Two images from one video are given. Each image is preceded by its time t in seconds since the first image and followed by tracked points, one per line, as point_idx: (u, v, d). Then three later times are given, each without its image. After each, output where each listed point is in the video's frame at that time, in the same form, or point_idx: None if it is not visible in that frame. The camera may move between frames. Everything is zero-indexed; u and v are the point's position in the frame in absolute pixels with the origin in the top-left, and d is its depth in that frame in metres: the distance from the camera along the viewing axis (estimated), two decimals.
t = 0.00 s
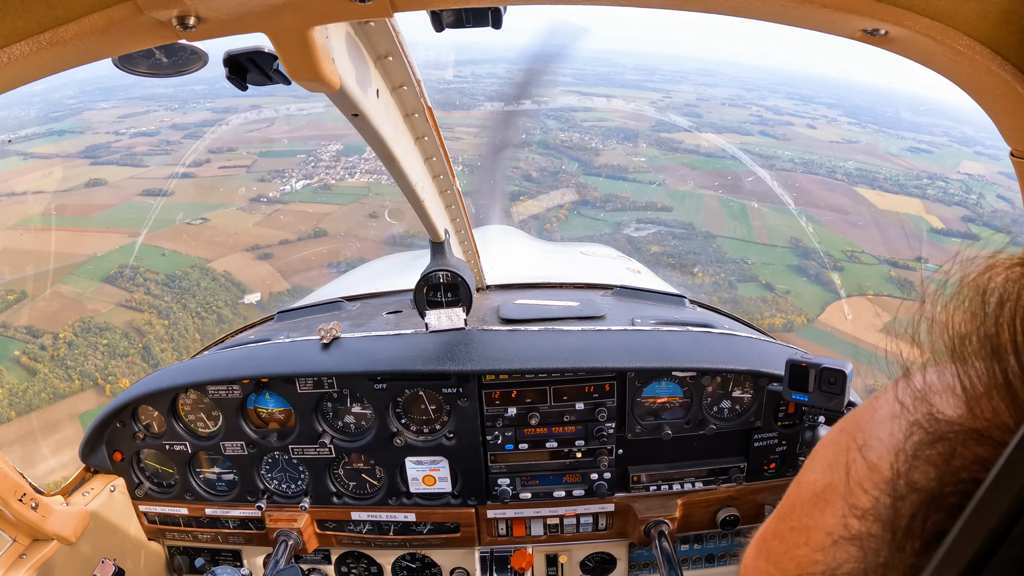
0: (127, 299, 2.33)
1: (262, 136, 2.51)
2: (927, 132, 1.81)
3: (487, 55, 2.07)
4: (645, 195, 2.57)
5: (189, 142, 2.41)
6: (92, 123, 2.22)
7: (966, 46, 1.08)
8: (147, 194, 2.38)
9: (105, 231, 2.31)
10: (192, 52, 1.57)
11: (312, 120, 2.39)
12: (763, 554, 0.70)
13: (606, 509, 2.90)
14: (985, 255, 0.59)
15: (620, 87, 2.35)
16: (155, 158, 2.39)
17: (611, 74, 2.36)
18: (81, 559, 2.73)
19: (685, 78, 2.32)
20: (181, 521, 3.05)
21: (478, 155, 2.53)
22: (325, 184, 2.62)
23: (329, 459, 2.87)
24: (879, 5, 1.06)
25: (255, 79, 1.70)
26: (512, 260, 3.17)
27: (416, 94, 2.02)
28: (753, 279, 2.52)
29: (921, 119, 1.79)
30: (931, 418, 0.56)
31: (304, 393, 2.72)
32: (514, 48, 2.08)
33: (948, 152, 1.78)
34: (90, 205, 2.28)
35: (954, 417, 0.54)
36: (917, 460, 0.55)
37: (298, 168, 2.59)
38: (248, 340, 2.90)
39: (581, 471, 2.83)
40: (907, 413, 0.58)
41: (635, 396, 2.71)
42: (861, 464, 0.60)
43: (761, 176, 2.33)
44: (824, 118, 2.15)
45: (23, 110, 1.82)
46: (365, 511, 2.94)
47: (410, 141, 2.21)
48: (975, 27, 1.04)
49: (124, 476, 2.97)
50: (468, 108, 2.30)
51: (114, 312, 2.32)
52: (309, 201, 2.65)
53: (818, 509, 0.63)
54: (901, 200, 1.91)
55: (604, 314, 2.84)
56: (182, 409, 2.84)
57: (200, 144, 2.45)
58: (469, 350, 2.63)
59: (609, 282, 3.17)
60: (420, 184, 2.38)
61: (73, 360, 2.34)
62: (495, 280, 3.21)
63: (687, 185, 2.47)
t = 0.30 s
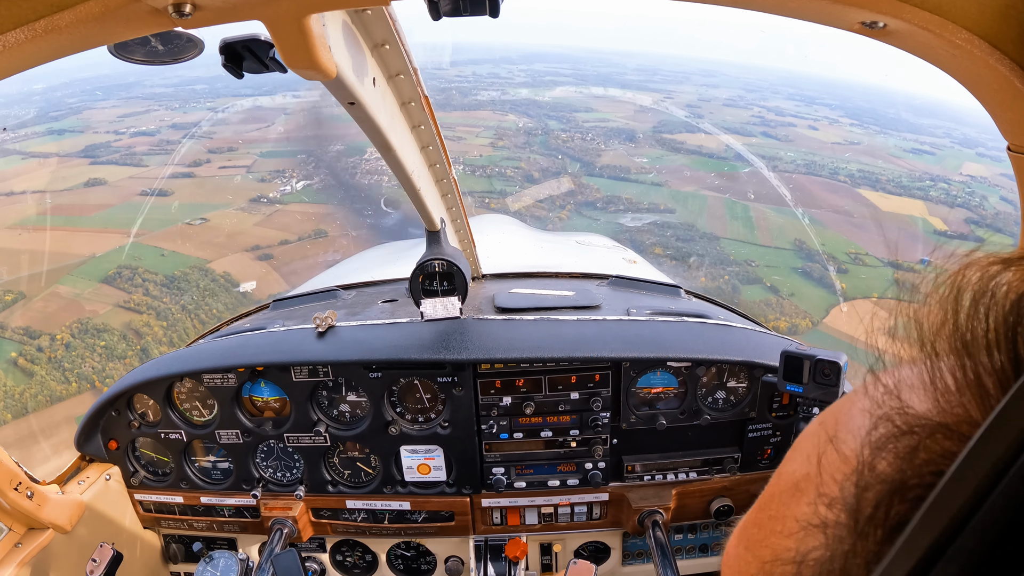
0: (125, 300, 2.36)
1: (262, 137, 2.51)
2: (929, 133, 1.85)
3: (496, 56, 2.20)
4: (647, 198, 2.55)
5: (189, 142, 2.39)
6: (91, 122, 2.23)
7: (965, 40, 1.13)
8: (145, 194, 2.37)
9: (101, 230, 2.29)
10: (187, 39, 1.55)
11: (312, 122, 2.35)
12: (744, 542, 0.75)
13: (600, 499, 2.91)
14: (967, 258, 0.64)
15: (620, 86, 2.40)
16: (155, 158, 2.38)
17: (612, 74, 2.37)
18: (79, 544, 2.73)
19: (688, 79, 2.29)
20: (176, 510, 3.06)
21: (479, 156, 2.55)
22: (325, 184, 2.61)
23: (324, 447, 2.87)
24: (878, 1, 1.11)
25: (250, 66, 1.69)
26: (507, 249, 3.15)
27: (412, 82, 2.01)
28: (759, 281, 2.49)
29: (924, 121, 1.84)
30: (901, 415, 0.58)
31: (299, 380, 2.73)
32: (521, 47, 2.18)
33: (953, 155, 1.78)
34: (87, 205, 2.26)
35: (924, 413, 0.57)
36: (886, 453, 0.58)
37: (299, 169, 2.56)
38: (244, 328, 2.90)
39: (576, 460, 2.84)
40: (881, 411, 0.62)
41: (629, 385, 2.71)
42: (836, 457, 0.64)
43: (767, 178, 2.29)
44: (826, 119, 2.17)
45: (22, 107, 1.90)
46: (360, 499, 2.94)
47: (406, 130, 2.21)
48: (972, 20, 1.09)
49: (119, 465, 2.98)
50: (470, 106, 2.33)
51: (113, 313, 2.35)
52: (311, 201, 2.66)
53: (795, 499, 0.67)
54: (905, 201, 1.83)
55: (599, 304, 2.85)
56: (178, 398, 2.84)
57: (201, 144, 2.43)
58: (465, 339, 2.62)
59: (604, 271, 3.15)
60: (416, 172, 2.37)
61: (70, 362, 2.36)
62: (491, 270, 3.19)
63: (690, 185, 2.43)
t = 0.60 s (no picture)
0: (124, 301, 2.33)
1: (261, 136, 2.55)
2: (931, 134, 1.77)
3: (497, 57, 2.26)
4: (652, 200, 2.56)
5: (189, 142, 2.40)
6: (91, 122, 2.27)
7: (960, 40, 1.14)
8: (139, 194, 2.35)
9: (99, 230, 2.28)
10: (183, 34, 1.54)
11: (312, 120, 2.37)
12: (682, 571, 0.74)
13: (594, 496, 2.91)
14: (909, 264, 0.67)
15: (619, 85, 2.40)
16: (154, 157, 2.36)
17: (612, 74, 2.37)
18: (73, 539, 2.72)
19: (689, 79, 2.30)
20: (170, 505, 3.06)
21: (483, 155, 2.60)
22: (326, 184, 2.62)
23: (318, 443, 2.88)
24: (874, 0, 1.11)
25: (246, 62, 1.68)
26: (502, 246, 3.18)
27: (408, 78, 2.00)
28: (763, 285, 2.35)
29: (926, 121, 1.76)
30: (854, 434, 0.58)
31: (293, 376, 2.72)
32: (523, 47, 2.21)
33: (954, 155, 1.69)
34: (85, 204, 2.25)
35: (877, 431, 0.57)
36: (842, 477, 0.57)
37: (299, 170, 2.57)
38: (239, 324, 2.89)
39: (570, 457, 2.85)
40: (830, 426, 0.61)
41: (624, 383, 2.72)
42: (784, 479, 0.62)
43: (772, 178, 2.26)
44: (828, 120, 2.10)
45: (21, 106, 1.93)
46: (354, 495, 2.95)
47: (402, 127, 2.20)
48: (969, 21, 1.10)
49: (113, 460, 2.97)
50: (472, 108, 2.40)
51: (111, 315, 2.33)
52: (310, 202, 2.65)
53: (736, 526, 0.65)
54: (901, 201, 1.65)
55: (593, 301, 2.85)
56: (172, 393, 2.84)
57: (201, 144, 2.45)
58: (459, 335, 2.62)
59: (602, 268, 3.18)
60: (411, 168, 2.36)
61: (68, 364, 2.36)
62: (486, 267, 3.20)
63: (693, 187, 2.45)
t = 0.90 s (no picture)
0: (123, 301, 2.32)
1: (261, 136, 2.61)
2: (933, 136, 1.78)
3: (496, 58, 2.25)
4: (652, 200, 2.54)
5: (190, 142, 2.41)
6: (90, 121, 2.27)
7: (956, 42, 1.16)
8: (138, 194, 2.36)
9: (96, 230, 2.26)
10: (178, 34, 1.54)
11: (312, 120, 2.43)
12: None
13: (589, 496, 2.92)
14: (871, 280, 0.69)
15: (616, 86, 2.37)
16: (155, 157, 2.37)
17: (612, 72, 2.31)
18: (69, 539, 2.72)
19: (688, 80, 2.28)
20: (165, 505, 3.05)
21: (483, 156, 2.60)
22: (327, 185, 2.62)
23: (313, 443, 2.87)
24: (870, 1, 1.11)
25: (241, 61, 1.68)
26: (498, 247, 3.18)
27: (404, 78, 2.00)
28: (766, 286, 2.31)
29: (926, 121, 1.76)
30: (829, 472, 0.57)
31: (288, 376, 2.72)
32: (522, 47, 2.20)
33: (955, 158, 1.72)
34: (86, 204, 2.25)
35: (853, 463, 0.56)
36: (822, 520, 0.57)
37: (299, 170, 2.58)
38: (234, 323, 2.89)
39: (565, 458, 2.85)
40: (801, 461, 0.60)
41: (619, 383, 2.72)
42: (756, 520, 0.62)
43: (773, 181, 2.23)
44: (829, 121, 2.13)
45: (25, 107, 1.97)
46: (349, 495, 2.95)
47: (398, 126, 2.20)
48: (963, 23, 1.12)
49: (108, 460, 2.96)
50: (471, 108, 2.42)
51: (109, 316, 2.31)
52: (310, 202, 2.67)
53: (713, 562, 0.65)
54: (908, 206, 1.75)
55: (589, 301, 2.85)
56: (167, 392, 2.83)
57: (201, 144, 2.46)
58: (454, 336, 2.62)
59: (597, 269, 3.16)
60: (407, 169, 2.35)
61: (63, 366, 2.35)
62: (482, 267, 3.18)
63: (696, 188, 2.45)
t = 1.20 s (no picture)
0: (121, 304, 2.35)
1: (264, 136, 2.57)
2: (936, 139, 1.77)
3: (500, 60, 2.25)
4: (655, 202, 2.53)
5: (191, 142, 2.39)
6: (92, 120, 2.21)
7: (952, 48, 1.17)
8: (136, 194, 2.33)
9: (84, 231, 2.22)
10: (176, 36, 1.54)
11: (313, 121, 2.35)
12: None
13: (584, 501, 2.92)
14: (823, 282, 0.73)
15: (615, 87, 2.38)
16: (154, 156, 2.37)
17: (616, 76, 2.34)
18: (64, 543, 2.71)
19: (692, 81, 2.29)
20: (160, 509, 3.04)
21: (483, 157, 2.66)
22: (328, 185, 2.65)
23: (309, 448, 2.86)
24: (866, 8, 1.11)
25: (239, 65, 1.67)
26: (495, 252, 3.18)
27: (400, 83, 2.00)
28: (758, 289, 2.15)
29: (928, 124, 1.74)
30: (781, 477, 0.58)
31: (284, 380, 2.72)
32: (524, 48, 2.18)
33: (957, 160, 1.73)
34: (92, 204, 2.24)
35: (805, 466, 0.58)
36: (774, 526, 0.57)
37: (300, 171, 2.58)
38: (230, 327, 2.88)
39: (561, 463, 2.84)
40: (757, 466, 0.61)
41: (615, 389, 2.72)
42: (712, 527, 0.63)
43: (776, 182, 2.24)
44: (831, 124, 2.11)
45: (25, 105, 1.96)
46: (344, 499, 2.94)
47: (394, 131, 2.20)
48: (958, 28, 1.13)
49: (103, 463, 2.96)
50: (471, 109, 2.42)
51: (107, 319, 2.36)
52: (308, 203, 2.70)
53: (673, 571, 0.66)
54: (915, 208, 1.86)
55: (585, 306, 2.85)
56: (162, 396, 2.82)
57: (201, 144, 2.43)
58: (451, 340, 2.62)
59: (593, 274, 3.18)
60: (403, 174, 2.35)
61: (62, 369, 2.41)
62: (478, 272, 3.20)
63: (697, 190, 2.43)
